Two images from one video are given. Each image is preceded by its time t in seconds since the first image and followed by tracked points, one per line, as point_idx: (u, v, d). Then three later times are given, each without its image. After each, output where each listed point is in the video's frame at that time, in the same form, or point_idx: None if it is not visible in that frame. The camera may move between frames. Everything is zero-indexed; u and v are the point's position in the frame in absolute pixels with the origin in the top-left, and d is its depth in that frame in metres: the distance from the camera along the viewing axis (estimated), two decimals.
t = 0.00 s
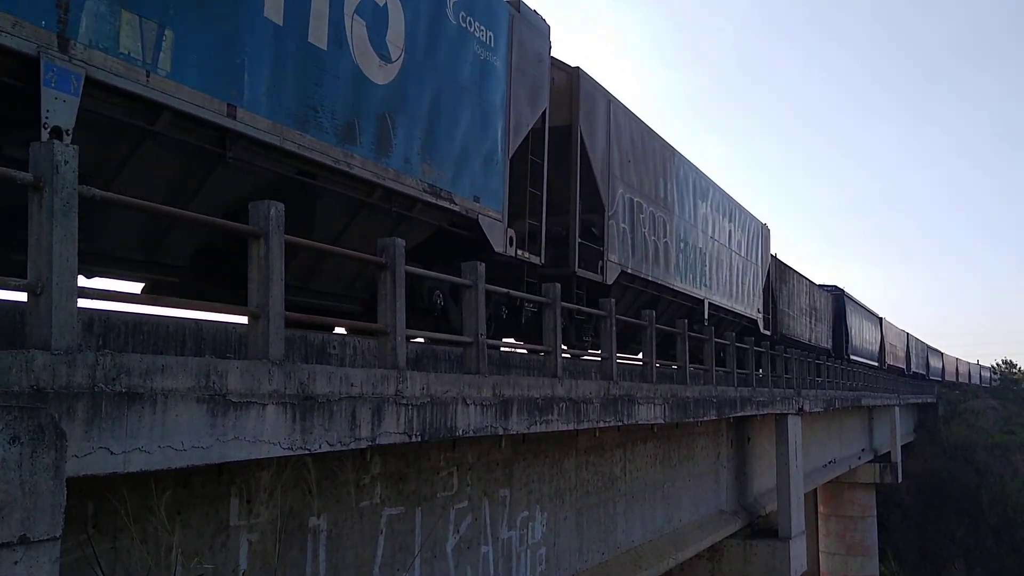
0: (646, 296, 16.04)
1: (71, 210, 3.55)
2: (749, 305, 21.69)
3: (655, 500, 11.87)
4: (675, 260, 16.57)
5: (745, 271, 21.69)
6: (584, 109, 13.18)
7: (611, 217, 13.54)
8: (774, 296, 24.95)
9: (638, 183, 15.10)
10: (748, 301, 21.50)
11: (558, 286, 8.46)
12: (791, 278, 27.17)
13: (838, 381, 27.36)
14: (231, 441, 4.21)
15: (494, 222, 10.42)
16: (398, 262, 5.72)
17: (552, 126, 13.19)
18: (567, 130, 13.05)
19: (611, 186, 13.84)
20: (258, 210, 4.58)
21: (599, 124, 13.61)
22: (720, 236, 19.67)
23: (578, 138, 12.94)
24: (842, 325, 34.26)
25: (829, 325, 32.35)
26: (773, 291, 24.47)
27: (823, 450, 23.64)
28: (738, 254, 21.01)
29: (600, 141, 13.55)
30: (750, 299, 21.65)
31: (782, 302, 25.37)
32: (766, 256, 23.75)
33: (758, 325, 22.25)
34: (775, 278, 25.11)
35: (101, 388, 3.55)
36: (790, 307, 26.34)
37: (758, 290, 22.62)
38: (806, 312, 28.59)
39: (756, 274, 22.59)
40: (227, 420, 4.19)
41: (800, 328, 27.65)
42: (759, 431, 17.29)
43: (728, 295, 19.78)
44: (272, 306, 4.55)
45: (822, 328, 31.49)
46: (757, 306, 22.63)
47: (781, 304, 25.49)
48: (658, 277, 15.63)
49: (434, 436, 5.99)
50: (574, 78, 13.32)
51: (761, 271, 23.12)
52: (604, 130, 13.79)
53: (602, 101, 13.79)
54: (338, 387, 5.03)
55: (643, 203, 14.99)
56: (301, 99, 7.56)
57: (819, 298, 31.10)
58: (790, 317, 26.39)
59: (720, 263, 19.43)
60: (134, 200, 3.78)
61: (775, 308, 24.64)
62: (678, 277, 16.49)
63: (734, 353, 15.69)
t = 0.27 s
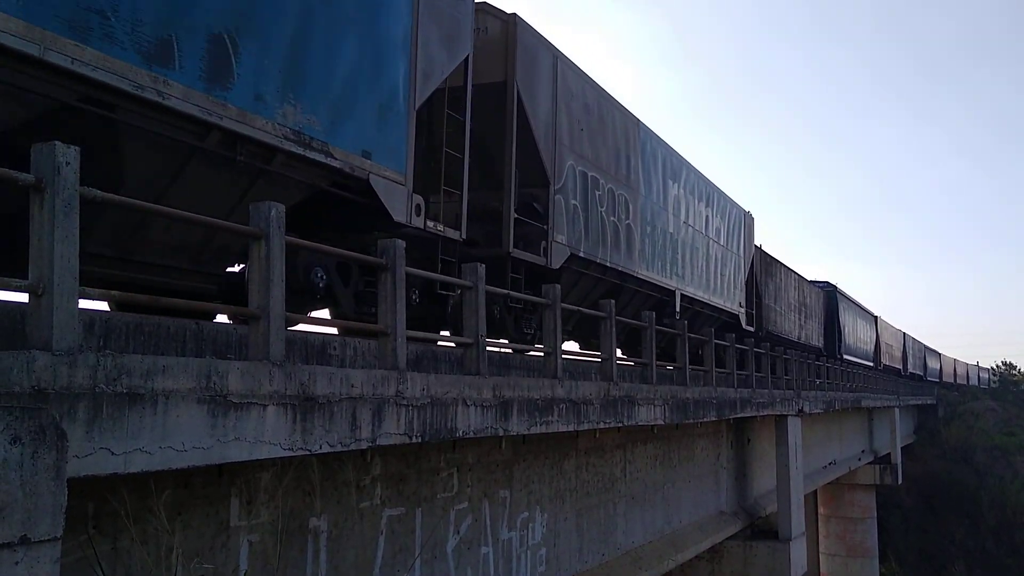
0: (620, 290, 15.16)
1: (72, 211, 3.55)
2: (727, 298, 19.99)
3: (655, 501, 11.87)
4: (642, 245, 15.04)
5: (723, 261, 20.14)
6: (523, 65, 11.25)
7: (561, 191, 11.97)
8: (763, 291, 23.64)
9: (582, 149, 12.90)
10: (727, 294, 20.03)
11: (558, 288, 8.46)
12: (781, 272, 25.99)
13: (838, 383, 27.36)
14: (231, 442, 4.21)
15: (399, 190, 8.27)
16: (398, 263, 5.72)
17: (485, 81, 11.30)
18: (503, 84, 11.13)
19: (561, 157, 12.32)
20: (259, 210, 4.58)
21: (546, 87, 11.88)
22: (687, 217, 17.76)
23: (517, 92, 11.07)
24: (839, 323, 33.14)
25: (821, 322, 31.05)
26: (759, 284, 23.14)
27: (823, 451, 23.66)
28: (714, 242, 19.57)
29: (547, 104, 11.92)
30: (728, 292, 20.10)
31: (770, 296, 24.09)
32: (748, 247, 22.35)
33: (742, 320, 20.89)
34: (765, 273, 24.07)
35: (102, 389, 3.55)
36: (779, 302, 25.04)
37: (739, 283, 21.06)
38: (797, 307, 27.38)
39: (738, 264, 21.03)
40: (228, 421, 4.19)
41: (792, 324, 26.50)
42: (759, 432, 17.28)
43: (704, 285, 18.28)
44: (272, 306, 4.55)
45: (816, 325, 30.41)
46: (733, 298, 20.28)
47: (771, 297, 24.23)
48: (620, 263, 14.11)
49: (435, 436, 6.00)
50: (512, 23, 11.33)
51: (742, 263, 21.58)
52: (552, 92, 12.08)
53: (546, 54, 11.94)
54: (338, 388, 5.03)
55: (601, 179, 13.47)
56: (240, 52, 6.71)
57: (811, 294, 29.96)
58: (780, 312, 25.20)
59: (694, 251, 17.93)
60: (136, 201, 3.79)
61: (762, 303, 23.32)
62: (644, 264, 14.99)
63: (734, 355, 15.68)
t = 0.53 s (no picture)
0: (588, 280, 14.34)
1: (74, 212, 3.55)
2: (699, 287, 18.75)
3: (656, 502, 11.87)
4: (592, 221, 13.78)
5: (697, 248, 18.86)
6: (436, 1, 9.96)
7: (488, 153, 10.76)
8: (747, 282, 22.50)
9: (519, 108, 11.70)
10: (699, 283, 18.83)
11: (558, 288, 8.46)
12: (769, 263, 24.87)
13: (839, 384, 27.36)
14: (231, 443, 4.21)
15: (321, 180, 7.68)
16: (399, 264, 5.72)
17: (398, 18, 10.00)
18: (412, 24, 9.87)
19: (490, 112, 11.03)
20: (259, 211, 4.57)
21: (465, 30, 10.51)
22: (653, 197, 16.59)
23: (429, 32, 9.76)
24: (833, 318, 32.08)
25: (813, 316, 29.93)
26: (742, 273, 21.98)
27: (824, 452, 23.65)
28: (687, 226, 18.31)
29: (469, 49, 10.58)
30: (699, 280, 18.86)
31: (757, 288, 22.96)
32: (728, 234, 21.20)
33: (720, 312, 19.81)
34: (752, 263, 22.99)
35: (103, 390, 3.56)
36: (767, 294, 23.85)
37: (714, 270, 19.78)
38: (787, 300, 26.24)
39: (712, 251, 19.86)
40: (228, 422, 4.19)
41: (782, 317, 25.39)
42: (760, 433, 17.27)
43: (669, 269, 17.04)
44: (273, 307, 4.55)
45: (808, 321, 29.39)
46: (704, 286, 19.09)
47: (757, 289, 23.10)
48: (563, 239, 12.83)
49: (435, 437, 6.00)
50: None
51: (717, 250, 20.31)
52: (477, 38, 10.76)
53: None
54: (338, 389, 5.03)
55: (541, 143, 12.23)
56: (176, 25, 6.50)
57: (802, 287, 28.87)
58: (769, 304, 24.07)
59: (660, 234, 16.74)
60: (138, 203, 3.79)
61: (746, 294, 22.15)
62: (595, 243, 13.80)
63: (735, 355, 15.68)
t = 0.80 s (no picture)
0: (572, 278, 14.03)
1: (74, 215, 3.56)
2: (674, 278, 17.19)
3: (656, 506, 11.86)
4: (540, 197, 11.97)
5: (671, 236, 17.33)
6: None
7: (384, 101, 8.59)
8: (734, 276, 21.11)
9: (457, 63, 10.08)
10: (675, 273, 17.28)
11: (559, 291, 8.46)
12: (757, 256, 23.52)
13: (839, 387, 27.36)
14: (231, 446, 4.21)
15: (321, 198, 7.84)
16: (399, 267, 5.72)
17: None
18: None
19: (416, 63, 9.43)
20: (260, 214, 4.58)
21: None
22: (611, 172, 14.57)
23: None
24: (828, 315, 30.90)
25: (805, 315, 28.55)
26: (727, 266, 20.46)
27: (824, 455, 23.64)
28: (660, 211, 16.78)
29: None
30: (671, 269, 17.15)
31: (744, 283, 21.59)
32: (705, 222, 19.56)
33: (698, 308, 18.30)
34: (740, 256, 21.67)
35: (104, 393, 3.56)
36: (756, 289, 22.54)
37: (690, 259, 18.20)
38: (778, 297, 24.77)
39: (688, 240, 18.24)
40: (229, 425, 4.19)
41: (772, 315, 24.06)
42: (760, 436, 17.26)
43: (636, 256, 15.27)
44: (273, 310, 4.56)
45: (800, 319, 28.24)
46: (680, 279, 17.50)
47: (743, 282, 21.61)
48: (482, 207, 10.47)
49: (435, 441, 5.99)
50: None
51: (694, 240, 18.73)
52: None
53: None
54: (339, 392, 5.03)
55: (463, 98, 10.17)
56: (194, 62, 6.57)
57: (794, 284, 27.60)
58: (759, 300, 22.73)
59: (628, 218, 15.12)
60: (139, 206, 3.79)
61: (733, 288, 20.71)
62: (552, 228, 12.31)
63: (735, 359, 15.66)
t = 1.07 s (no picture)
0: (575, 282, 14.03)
1: (77, 219, 3.56)
2: (638, 268, 14.98)
3: (660, 510, 11.85)
4: (450, 156, 9.54)
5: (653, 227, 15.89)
6: None
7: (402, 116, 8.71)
8: (715, 269, 19.05)
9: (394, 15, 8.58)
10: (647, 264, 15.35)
11: (562, 295, 8.45)
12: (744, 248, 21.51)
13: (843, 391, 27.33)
14: (234, 450, 4.21)
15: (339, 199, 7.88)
16: (402, 271, 5.72)
17: None
18: None
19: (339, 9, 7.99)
20: (263, 219, 4.58)
21: None
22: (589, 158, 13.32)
23: None
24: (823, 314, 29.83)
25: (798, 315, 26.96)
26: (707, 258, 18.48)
27: (827, 459, 23.60)
28: (622, 190, 14.48)
29: None
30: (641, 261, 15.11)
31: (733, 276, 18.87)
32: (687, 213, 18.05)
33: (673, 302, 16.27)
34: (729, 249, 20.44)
35: (107, 397, 3.56)
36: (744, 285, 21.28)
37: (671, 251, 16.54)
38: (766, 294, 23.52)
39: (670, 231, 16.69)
40: (232, 429, 4.20)
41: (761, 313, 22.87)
42: (763, 440, 17.24)
43: (595, 243, 13.22)
44: (276, 314, 4.56)
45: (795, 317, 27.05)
46: (648, 267, 15.35)
47: (726, 275, 19.81)
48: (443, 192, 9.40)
49: (438, 445, 5.99)
50: None
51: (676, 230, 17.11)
52: None
53: None
54: (342, 396, 5.03)
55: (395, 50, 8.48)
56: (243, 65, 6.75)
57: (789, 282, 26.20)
58: (747, 296, 21.46)
59: (576, 195, 12.71)
60: (142, 211, 3.80)
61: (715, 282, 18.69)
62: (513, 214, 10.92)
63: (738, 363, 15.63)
